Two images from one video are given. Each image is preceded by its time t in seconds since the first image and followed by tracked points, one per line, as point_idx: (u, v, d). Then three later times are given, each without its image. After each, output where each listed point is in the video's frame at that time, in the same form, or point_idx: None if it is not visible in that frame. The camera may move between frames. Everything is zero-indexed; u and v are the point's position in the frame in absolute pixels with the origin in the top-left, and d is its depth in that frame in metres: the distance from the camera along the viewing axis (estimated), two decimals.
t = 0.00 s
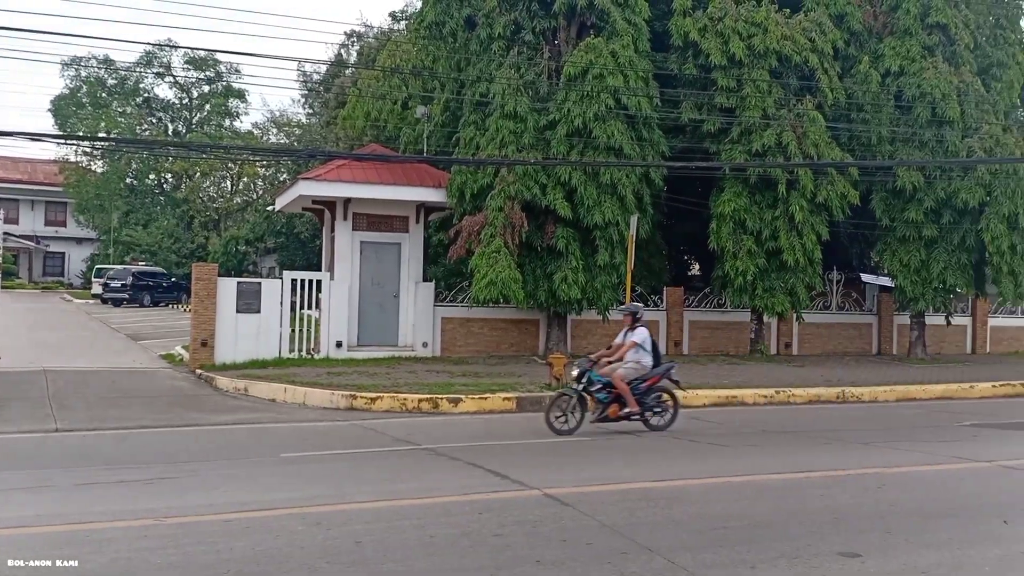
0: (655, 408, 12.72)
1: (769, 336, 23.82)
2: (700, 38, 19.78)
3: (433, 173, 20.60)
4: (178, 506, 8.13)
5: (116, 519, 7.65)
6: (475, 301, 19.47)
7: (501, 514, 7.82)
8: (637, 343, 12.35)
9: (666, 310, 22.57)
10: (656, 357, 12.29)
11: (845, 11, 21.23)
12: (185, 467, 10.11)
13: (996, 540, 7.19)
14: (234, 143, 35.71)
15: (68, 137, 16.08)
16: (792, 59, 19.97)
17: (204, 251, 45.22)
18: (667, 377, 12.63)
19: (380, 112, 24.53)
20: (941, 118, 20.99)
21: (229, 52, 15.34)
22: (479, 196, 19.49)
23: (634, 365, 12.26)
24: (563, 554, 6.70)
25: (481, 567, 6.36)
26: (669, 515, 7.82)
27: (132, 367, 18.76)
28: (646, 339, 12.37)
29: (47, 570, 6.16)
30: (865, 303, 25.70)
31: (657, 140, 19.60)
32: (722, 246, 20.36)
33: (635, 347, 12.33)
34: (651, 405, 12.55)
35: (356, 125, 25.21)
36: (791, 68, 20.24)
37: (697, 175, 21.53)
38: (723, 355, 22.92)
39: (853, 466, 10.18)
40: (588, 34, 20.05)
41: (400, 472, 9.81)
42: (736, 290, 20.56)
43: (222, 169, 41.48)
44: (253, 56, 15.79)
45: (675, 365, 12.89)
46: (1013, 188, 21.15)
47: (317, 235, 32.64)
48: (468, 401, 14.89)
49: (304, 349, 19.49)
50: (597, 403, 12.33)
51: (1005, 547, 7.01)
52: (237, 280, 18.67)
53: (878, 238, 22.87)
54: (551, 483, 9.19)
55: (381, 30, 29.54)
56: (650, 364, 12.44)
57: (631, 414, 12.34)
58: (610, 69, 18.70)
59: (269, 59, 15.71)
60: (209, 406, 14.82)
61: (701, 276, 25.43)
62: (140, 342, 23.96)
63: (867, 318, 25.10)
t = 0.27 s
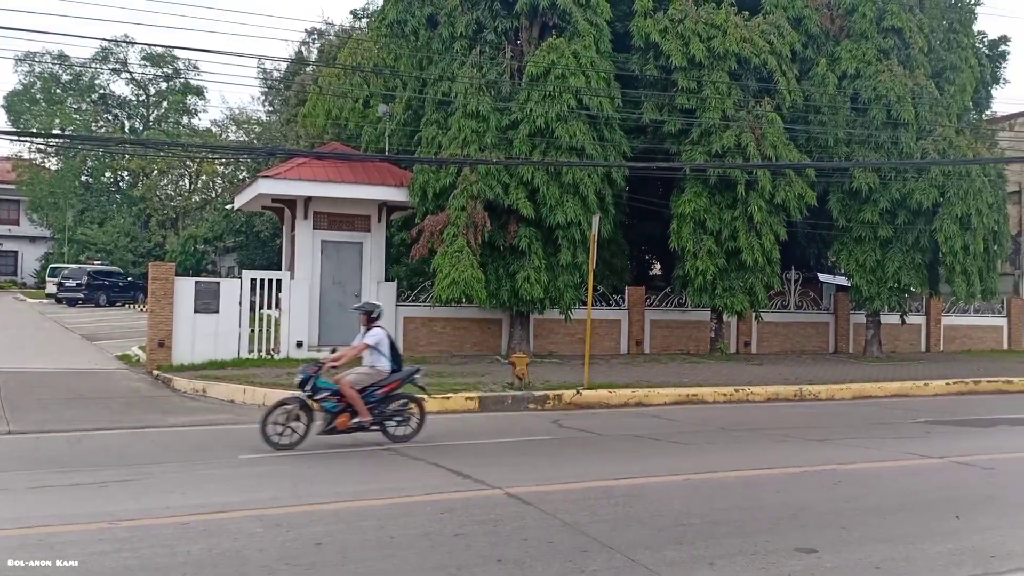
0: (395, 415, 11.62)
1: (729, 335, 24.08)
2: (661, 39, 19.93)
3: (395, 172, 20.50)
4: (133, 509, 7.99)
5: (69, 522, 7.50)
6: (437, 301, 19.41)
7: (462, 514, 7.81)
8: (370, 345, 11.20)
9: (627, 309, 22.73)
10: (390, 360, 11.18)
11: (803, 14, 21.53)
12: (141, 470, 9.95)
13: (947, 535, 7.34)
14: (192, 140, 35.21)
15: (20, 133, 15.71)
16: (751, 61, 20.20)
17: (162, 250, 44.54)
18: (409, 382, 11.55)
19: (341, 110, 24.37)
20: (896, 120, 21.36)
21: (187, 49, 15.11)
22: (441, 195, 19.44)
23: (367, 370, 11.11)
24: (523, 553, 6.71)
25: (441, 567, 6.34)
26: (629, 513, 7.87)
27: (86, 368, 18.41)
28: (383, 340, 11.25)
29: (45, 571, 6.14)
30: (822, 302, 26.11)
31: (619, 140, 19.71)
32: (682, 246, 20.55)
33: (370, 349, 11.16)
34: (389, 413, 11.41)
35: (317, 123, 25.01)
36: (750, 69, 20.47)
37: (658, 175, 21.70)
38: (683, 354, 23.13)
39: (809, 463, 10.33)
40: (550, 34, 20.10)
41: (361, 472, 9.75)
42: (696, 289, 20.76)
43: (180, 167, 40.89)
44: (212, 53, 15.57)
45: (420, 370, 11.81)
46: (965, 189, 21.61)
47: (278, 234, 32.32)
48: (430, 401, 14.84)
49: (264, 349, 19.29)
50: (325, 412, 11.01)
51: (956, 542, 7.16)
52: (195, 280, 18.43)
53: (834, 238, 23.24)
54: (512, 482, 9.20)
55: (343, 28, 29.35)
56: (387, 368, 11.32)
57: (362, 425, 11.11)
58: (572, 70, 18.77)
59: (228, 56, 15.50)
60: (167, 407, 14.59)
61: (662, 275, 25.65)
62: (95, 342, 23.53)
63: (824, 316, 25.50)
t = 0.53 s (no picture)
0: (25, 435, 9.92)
1: (686, 333, 24.31)
2: (619, 40, 20.05)
3: (353, 170, 20.36)
4: (84, 513, 7.83)
5: (17, 527, 7.32)
6: (396, 301, 19.32)
7: (420, 515, 7.78)
8: None
9: (586, 309, 22.83)
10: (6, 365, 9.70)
11: (758, 17, 21.83)
12: (92, 473, 9.76)
13: (898, 530, 7.50)
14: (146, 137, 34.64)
15: None
16: (708, 63, 20.41)
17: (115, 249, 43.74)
18: (33, 393, 9.94)
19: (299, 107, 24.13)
20: (849, 122, 21.73)
21: (141, 44, 14.83)
22: (400, 194, 19.34)
23: None
24: (482, 552, 6.71)
25: (400, 568, 6.32)
26: (587, 512, 7.91)
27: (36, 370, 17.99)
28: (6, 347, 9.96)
29: (46, 571, 6.16)
30: (777, 302, 26.50)
31: (578, 140, 19.81)
32: (641, 246, 20.71)
33: None
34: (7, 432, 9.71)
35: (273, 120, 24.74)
36: (707, 71, 20.69)
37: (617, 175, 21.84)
38: (642, 353, 23.31)
39: (764, 460, 10.47)
40: (509, 34, 20.12)
41: (318, 474, 9.67)
42: (654, 289, 20.93)
43: (133, 164, 40.19)
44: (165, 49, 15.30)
45: (53, 379, 10.19)
46: (916, 190, 22.07)
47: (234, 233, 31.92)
48: (389, 401, 14.76)
49: (219, 350, 19.03)
50: None
51: (907, 536, 7.31)
52: (149, 279, 18.14)
53: (789, 239, 23.61)
54: (471, 482, 9.20)
55: (300, 25, 29.07)
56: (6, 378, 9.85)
57: None
58: (531, 70, 18.81)
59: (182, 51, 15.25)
60: (119, 409, 14.33)
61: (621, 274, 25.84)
62: (45, 342, 23.02)
63: (779, 315, 25.88)
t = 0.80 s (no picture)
0: None
1: (646, 332, 24.48)
2: (579, 40, 20.13)
3: (312, 168, 20.17)
4: (33, 516, 7.66)
5: None
6: (357, 300, 19.18)
7: (379, 515, 7.74)
8: None
9: (548, 308, 22.88)
10: None
11: (717, 19, 22.07)
12: (43, 475, 9.55)
13: (851, 525, 7.62)
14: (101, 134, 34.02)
15: None
16: (667, 64, 20.57)
17: (69, 248, 42.90)
18: None
19: (257, 104, 23.86)
20: (805, 124, 22.03)
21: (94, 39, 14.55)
22: (361, 192, 19.21)
23: None
24: (442, 552, 6.69)
25: (358, 569, 6.27)
26: (546, 510, 7.93)
27: None
28: None
29: (45, 571, 6.13)
30: (735, 301, 26.80)
31: (539, 139, 19.85)
32: (601, 245, 20.82)
33: None
34: None
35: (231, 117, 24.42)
36: (666, 72, 20.85)
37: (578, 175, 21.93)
38: (602, 351, 23.43)
39: (722, 457, 10.58)
40: (469, 33, 20.09)
41: (275, 475, 9.57)
42: (615, 288, 21.04)
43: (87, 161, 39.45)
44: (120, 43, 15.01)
45: None
46: (870, 191, 22.46)
47: (191, 231, 31.48)
48: (349, 401, 14.64)
49: (175, 350, 18.73)
50: None
51: (860, 531, 7.44)
52: (104, 278, 17.81)
53: (747, 238, 23.89)
54: (430, 481, 9.17)
55: (258, 22, 28.76)
56: None
57: None
58: (492, 69, 18.80)
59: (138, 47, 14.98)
60: (72, 410, 14.04)
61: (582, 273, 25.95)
62: None
63: (737, 314, 26.18)
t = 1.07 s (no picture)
0: None
1: (606, 331, 24.61)
2: (539, 39, 20.17)
3: (270, 166, 19.96)
4: None
5: None
6: (315, 299, 19.02)
7: (337, 516, 7.68)
8: None
9: (508, 307, 22.89)
10: None
11: (676, 19, 22.25)
12: None
13: (805, 520, 7.74)
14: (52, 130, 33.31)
15: None
16: (626, 64, 20.67)
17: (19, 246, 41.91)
18: None
19: (213, 101, 23.51)
20: (762, 124, 22.29)
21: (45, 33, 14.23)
22: (319, 190, 19.05)
23: None
24: (399, 552, 6.66)
25: (314, 570, 6.21)
26: (504, 509, 7.94)
27: None
28: None
29: (45, 571, 6.12)
30: (694, 299, 27.06)
31: (499, 138, 19.85)
32: (561, 244, 20.89)
33: None
34: None
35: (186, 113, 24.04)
36: (625, 72, 20.96)
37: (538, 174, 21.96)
38: (563, 350, 23.50)
39: (679, 454, 10.68)
40: (429, 31, 20.04)
41: (231, 476, 9.45)
42: (575, 286, 21.12)
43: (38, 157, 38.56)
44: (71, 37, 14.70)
45: None
46: (825, 191, 22.81)
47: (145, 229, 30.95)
48: (307, 401, 14.50)
49: (129, 351, 18.41)
50: None
51: (814, 526, 7.55)
52: (55, 277, 17.45)
53: (706, 238, 24.14)
54: (388, 482, 9.12)
55: (215, 17, 28.35)
56: None
57: None
58: (452, 67, 18.75)
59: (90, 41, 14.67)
60: (21, 412, 13.72)
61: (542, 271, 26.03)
62: None
63: (696, 312, 26.44)
